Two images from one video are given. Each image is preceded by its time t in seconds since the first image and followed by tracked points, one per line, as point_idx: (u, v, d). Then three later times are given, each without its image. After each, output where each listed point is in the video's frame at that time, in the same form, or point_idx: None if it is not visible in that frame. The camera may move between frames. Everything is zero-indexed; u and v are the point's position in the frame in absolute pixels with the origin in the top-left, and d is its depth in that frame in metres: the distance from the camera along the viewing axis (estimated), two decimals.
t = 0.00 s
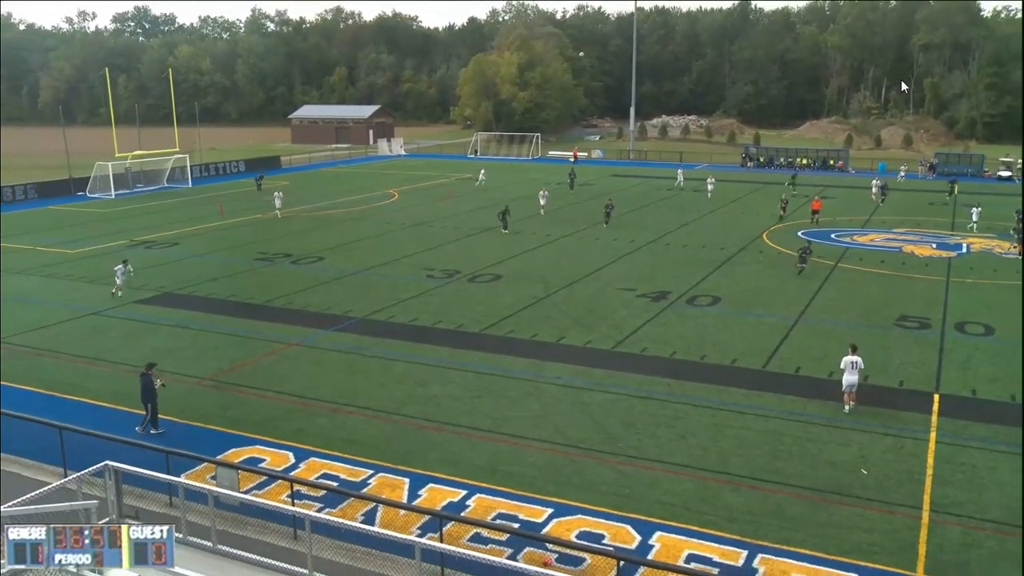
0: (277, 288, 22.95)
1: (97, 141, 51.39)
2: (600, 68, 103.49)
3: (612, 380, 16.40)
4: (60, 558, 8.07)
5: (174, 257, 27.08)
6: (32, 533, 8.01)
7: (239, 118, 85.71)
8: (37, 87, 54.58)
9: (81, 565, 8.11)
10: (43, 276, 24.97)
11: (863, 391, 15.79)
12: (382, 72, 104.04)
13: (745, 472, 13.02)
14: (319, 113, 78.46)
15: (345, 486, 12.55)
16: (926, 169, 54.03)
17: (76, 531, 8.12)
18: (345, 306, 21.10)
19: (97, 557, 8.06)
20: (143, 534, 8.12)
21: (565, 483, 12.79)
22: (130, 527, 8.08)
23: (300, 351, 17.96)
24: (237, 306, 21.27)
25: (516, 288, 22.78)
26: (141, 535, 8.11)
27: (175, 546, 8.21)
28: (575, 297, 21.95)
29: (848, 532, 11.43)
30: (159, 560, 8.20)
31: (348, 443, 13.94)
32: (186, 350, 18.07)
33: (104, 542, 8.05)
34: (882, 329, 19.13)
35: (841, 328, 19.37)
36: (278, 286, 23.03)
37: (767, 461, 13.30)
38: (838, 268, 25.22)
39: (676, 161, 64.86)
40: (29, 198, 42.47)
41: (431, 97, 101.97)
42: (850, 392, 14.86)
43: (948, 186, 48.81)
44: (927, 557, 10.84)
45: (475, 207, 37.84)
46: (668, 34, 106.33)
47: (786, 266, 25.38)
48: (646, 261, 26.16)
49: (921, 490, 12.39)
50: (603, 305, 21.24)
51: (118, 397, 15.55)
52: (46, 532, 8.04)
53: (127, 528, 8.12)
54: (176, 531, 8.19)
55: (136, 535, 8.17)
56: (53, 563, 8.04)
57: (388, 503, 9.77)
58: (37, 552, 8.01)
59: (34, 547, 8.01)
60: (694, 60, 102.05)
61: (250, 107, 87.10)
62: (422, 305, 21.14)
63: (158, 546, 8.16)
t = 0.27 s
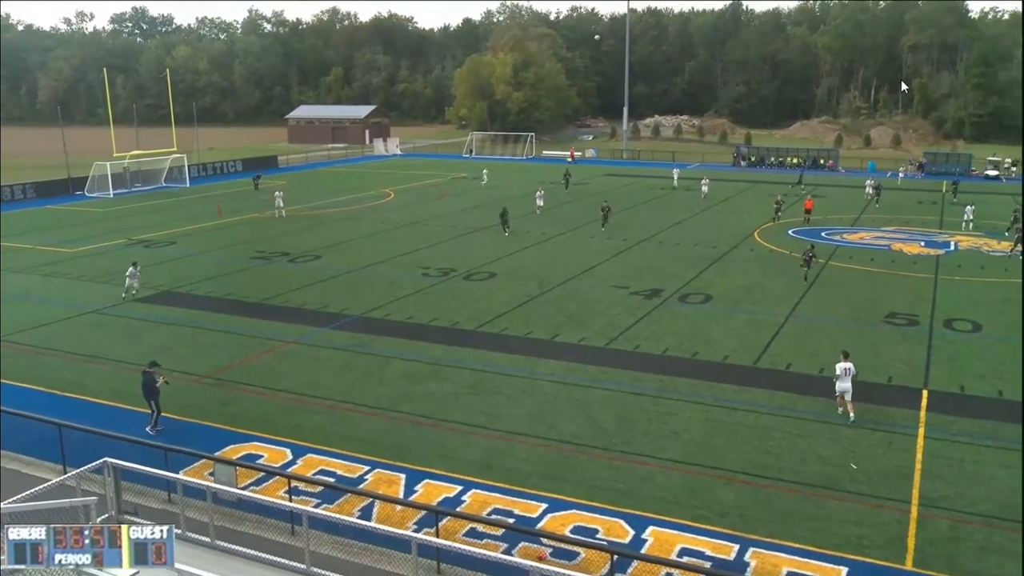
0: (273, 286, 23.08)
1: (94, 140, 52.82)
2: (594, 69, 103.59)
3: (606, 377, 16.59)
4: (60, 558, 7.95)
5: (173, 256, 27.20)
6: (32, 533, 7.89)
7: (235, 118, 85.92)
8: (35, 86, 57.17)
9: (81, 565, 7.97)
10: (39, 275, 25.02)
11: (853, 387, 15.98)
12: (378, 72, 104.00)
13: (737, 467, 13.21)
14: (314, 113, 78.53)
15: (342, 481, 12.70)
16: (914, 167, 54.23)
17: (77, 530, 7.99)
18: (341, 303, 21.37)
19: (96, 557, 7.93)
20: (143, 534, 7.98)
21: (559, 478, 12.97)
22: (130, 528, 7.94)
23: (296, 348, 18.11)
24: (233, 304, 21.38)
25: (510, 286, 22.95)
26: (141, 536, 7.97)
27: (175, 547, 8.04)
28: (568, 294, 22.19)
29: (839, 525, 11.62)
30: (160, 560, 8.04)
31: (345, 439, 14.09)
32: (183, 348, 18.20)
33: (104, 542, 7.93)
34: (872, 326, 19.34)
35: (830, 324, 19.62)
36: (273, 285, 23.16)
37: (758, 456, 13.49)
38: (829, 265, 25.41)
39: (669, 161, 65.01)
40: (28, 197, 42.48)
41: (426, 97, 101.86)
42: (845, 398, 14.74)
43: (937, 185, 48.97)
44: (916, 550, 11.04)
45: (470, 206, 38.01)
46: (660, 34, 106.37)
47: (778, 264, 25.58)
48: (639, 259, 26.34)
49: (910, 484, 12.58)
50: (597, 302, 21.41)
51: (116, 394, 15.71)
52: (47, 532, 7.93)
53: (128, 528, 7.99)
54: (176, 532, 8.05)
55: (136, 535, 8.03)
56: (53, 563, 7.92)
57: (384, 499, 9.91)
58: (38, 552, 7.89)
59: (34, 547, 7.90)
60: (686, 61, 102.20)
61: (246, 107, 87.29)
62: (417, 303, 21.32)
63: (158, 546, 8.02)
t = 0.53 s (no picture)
0: (266, 284, 23.16)
1: (86, 139, 52.56)
2: (584, 68, 103.88)
3: (596, 373, 16.74)
4: (60, 558, 7.81)
5: (165, 254, 27.24)
6: (32, 533, 7.73)
7: (227, 116, 85.94)
8: (27, 86, 57.48)
9: (81, 565, 7.85)
10: (34, 274, 25.06)
11: (838, 382, 16.12)
12: (369, 71, 103.98)
13: (727, 462, 13.37)
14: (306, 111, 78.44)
15: (335, 477, 12.81)
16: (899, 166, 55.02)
17: (77, 530, 7.85)
18: (332, 301, 21.42)
19: (97, 557, 7.82)
20: (143, 534, 7.90)
21: (551, 474, 13.10)
22: (130, 527, 7.85)
23: (289, 345, 18.21)
24: (225, 302, 21.43)
25: (501, 283, 23.08)
26: (141, 536, 7.90)
27: (175, 546, 7.97)
28: (559, 292, 22.32)
29: (827, 519, 11.78)
30: (160, 560, 7.96)
31: (339, 435, 14.20)
32: (177, 346, 18.27)
33: (104, 543, 7.82)
34: (858, 322, 19.51)
35: (819, 320, 19.73)
36: (265, 283, 23.20)
37: (746, 451, 13.67)
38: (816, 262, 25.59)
39: (658, 159, 65.25)
40: (20, 195, 42.39)
41: (417, 96, 101.72)
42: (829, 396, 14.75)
43: (921, 183, 49.32)
44: (901, 543, 11.21)
45: (461, 204, 38.17)
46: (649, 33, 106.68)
47: (766, 260, 25.79)
48: (629, 256, 26.48)
49: (896, 478, 12.74)
50: (587, 299, 21.57)
51: (110, 391, 15.77)
52: (47, 532, 7.77)
53: (128, 527, 7.89)
54: (177, 531, 7.98)
55: (136, 535, 7.95)
56: (53, 563, 7.77)
57: (377, 494, 10.01)
58: (37, 552, 7.73)
59: (34, 547, 7.73)
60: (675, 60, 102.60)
61: (238, 107, 87.30)
62: (409, 300, 21.44)
63: (158, 546, 7.96)
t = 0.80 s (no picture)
0: (258, 282, 23.16)
1: (77, 138, 52.44)
2: (574, 66, 103.89)
3: (587, 369, 16.84)
4: (60, 558, 7.84)
5: (157, 252, 27.24)
6: (32, 533, 7.77)
7: (218, 115, 85.78)
8: (17, 85, 57.28)
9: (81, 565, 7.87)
10: (26, 272, 25.03)
11: (826, 378, 16.26)
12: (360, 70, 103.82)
13: (716, 457, 13.50)
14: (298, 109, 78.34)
15: (327, 474, 12.88)
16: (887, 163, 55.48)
17: (77, 530, 7.88)
18: (323, 299, 21.45)
19: (96, 557, 7.85)
20: (143, 534, 7.91)
21: (542, 469, 13.21)
22: (130, 528, 7.87)
23: (282, 343, 18.25)
24: (218, 300, 21.46)
25: (492, 280, 23.16)
26: (141, 536, 7.91)
27: (175, 546, 7.98)
28: (550, 289, 22.41)
29: (814, 513, 11.92)
30: (159, 560, 7.97)
31: (331, 432, 14.27)
32: (170, 344, 18.29)
33: (104, 542, 7.85)
34: (846, 318, 19.67)
35: (808, 317, 19.86)
36: (257, 281, 23.23)
37: (735, 445, 13.80)
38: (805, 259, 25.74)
39: (648, 157, 65.41)
40: (11, 194, 42.29)
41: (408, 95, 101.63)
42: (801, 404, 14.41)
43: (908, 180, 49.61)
44: (888, 536, 11.36)
45: (452, 202, 38.23)
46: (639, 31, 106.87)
47: (755, 257, 25.94)
48: (620, 254, 26.61)
49: (883, 472, 12.90)
50: (578, 296, 21.66)
51: (103, 390, 15.78)
52: (47, 532, 7.81)
53: (127, 528, 7.91)
54: (176, 531, 7.99)
55: (136, 535, 7.97)
56: (53, 563, 7.80)
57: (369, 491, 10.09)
58: (37, 552, 7.77)
59: (34, 547, 7.78)
60: (664, 58, 102.72)
61: (229, 105, 87.13)
62: (400, 297, 21.50)
63: (158, 546, 7.95)
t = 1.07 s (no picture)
0: (243, 279, 23.13)
1: (61, 135, 52.08)
2: (558, 63, 104.11)
3: (571, 364, 16.98)
4: (60, 558, 7.82)
5: (142, 250, 27.15)
6: (32, 533, 7.75)
7: (202, 112, 85.36)
8: None
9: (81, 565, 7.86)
10: (9, 270, 24.88)
11: (808, 371, 16.47)
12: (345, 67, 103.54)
13: (700, 450, 13.67)
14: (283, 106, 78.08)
15: (314, 470, 12.94)
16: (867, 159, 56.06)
17: (77, 530, 7.86)
18: (309, 295, 21.47)
19: (96, 558, 7.83)
20: (143, 535, 7.87)
21: (528, 463, 13.33)
22: (130, 528, 7.83)
23: (268, 340, 18.27)
24: (204, 297, 21.45)
25: (477, 276, 23.26)
26: (141, 536, 7.87)
27: (175, 546, 7.96)
28: (535, 284, 22.53)
29: (796, 504, 12.11)
30: (160, 560, 7.94)
31: (319, 428, 14.33)
32: (157, 341, 18.27)
33: (104, 542, 7.84)
34: (827, 312, 19.92)
35: (789, 311, 20.09)
36: (242, 278, 23.21)
37: (718, 438, 13.98)
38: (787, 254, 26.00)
39: (632, 153, 65.70)
40: None
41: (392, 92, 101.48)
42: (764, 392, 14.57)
43: (888, 176, 50.17)
44: (869, 526, 11.56)
45: (437, 198, 38.32)
46: (622, 29, 107.21)
47: (735, 252, 26.22)
48: (604, 249, 26.79)
49: (863, 463, 13.11)
50: (562, 292, 21.80)
51: (89, 387, 15.76)
52: (47, 532, 7.79)
53: (127, 527, 7.87)
54: (176, 531, 7.96)
55: (136, 535, 7.93)
56: (54, 563, 7.78)
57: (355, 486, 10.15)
58: (38, 552, 7.76)
59: (34, 547, 7.76)
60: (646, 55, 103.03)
61: (214, 102, 86.74)
62: (386, 293, 21.57)
63: (158, 546, 7.92)
